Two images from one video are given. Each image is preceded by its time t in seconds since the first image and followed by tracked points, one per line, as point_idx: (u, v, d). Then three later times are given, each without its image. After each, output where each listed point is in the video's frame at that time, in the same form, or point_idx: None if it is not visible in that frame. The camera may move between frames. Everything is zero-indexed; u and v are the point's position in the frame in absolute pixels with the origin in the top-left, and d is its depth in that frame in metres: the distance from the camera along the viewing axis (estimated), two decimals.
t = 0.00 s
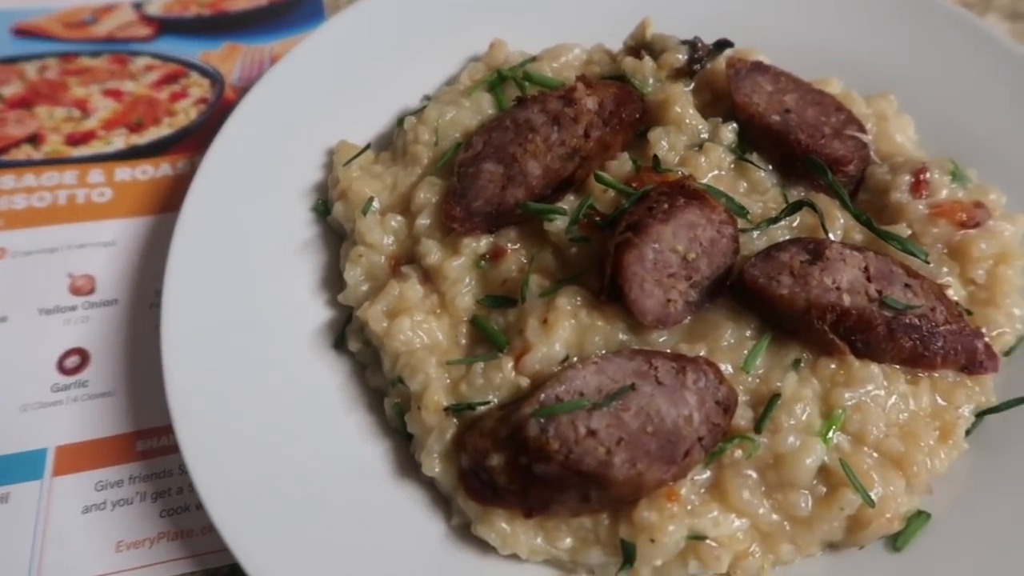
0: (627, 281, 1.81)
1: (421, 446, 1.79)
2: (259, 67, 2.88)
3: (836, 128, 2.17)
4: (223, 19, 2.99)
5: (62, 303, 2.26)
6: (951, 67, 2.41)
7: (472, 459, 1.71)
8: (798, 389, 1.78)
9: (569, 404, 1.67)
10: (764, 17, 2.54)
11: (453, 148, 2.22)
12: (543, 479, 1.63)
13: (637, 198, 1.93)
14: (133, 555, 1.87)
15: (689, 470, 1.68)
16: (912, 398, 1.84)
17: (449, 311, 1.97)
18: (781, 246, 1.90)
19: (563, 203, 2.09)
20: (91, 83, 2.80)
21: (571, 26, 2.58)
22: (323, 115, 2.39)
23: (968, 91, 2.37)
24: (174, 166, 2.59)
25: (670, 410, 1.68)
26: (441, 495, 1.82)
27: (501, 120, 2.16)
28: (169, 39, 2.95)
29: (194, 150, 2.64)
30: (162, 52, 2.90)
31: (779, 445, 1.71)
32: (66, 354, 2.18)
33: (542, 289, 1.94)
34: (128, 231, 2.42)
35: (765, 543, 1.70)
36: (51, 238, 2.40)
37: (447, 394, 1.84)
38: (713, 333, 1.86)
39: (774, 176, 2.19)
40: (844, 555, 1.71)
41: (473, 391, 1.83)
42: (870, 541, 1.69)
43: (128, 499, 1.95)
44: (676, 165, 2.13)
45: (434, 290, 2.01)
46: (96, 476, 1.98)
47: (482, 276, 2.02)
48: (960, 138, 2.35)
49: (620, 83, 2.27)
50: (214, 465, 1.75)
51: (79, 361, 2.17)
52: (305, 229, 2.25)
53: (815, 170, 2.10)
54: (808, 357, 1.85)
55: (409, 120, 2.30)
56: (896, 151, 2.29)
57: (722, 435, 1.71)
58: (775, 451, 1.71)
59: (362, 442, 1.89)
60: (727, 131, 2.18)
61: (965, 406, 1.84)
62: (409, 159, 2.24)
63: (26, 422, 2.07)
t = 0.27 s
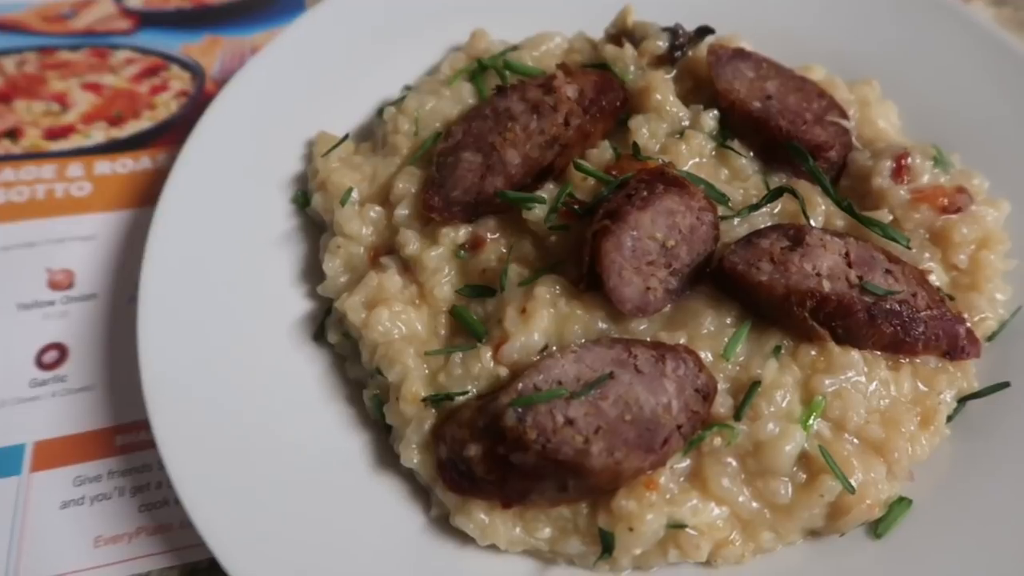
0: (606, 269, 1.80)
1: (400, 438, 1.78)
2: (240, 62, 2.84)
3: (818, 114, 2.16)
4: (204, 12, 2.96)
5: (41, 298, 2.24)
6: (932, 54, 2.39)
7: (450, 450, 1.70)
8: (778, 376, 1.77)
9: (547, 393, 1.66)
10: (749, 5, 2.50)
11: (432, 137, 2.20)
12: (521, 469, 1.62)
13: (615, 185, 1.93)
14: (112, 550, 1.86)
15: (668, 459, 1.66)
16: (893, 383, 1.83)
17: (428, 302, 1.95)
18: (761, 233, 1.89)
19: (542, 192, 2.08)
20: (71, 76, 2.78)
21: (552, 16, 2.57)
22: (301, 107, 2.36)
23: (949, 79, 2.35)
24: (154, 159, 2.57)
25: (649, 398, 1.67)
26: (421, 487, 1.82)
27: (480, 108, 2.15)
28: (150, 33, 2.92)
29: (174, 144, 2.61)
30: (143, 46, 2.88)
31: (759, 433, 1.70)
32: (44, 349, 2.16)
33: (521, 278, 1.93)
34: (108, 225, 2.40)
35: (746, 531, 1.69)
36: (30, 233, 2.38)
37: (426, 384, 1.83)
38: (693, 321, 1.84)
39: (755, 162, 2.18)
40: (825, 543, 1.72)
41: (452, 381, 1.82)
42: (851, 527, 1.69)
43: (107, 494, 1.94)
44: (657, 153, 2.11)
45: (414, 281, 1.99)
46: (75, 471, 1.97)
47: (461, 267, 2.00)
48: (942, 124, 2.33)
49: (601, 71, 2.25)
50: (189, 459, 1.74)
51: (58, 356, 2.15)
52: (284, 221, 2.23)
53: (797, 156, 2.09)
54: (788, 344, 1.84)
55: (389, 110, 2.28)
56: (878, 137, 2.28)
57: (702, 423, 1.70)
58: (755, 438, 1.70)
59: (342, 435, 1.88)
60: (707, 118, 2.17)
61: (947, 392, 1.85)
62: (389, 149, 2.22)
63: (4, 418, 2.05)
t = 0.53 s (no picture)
0: (580, 266, 1.78)
1: (374, 438, 1.77)
2: (216, 58, 2.81)
3: (794, 108, 2.15)
4: (180, 9, 2.93)
5: (15, 299, 2.23)
6: (910, 45, 2.37)
7: (423, 449, 1.69)
8: (753, 371, 1.77)
9: (519, 392, 1.65)
10: None
11: (408, 134, 2.18)
12: (493, 468, 1.61)
13: (590, 180, 1.91)
14: (87, 553, 1.85)
15: (641, 456, 1.66)
16: (869, 378, 1.83)
17: (403, 301, 1.94)
18: (736, 228, 1.88)
19: (518, 188, 2.06)
20: (47, 75, 2.75)
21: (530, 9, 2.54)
22: (278, 103, 2.33)
23: (927, 70, 2.34)
24: (129, 158, 2.55)
25: (622, 396, 1.67)
26: (396, 486, 1.82)
27: (455, 104, 2.13)
28: (126, 31, 2.89)
29: (151, 143, 2.59)
30: (119, 44, 2.85)
31: (733, 429, 1.70)
32: (18, 351, 2.15)
33: (495, 276, 1.92)
34: (83, 225, 2.38)
35: (720, 528, 1.70)
36: (4, 233, 2.36)
37: (399, 383, 1.82)
38: (668, 317, 1.83)
39: (732, 156, 2.17)
40: (801, 539, 1.73)
41: (426, 380, 1.81)
42: (826, 524, 1.70)
43: (81, 497, 1.93)
44: (633, 148, 2.10)
45: (388, 279, 1.98)
46: (49, 475, 1.96)
47: (436, 264, 1.99)
48: (921, 117, 2.31)
49: (578, 65, 2.23)
50: (162, 465, 1.73)
51: (32, 358, 2.13)
52: (259, 219, 2.20)
53: (773, 150, 2.08)
54: (764, 339, 1.83)
55: (364, 107, 2.26)
56: (855, 130, 2.26)
57: (675, 420, 1.70)
58: (729, 435, 1.70)
59: (317, 435, 1.88)
60: (684, 112, 2.16)
61: (922, 386, 1.87)
62: (364, 146, 2.21)
63: None
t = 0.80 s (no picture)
0: (556, 264, 1.77)
1: (350, 440, 1.76)
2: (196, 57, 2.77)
3: (776, 104, 2.13)
4: (160, 8, 2.89)
5: None
6: (891, 40, 2.36)
7: (399, 451, 1.67)
8: (732, 370, 1.75)
9: (496, 393, 1.63)
10: None
11: (385, 132, 2.16)
12: (469, 470, 1.59)
13: (567, 178, 1.90)
14: (61, 559, 1.84)
15: (618, 457, 1.64)
16: (849, 377, 1.81)
17: (379, 301, 1.92)
18: (715, 225, 1.87)
19: (495, 187, 2.04)
20: (25, 75, 2.72)
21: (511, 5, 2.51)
22: (258, 102, 2.30)
23: (908, 66, 2.32)
24: (108, 159, 2.52)
25: (599, 396, 1.65)
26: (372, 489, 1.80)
27: (433, 102, 2.12)
28: (105, 30, 2.84)
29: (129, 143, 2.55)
30: (99, 44, 2.80)
31: (711, 429, 1.68)
32: None
33: (472, 275, 1.90)
34: (61, 227, 2.35)
35: (699, 528, 1.69)
36: None
37: (375, 385, 1.80)
38: (647, 316, 1.82)
39: (713, 153, 2.15)
40: (781, 538, 1.72)
41: (402, 381, 1.79)
42: (805, 524, 1.70)
43: (56, 501, 1.92)
44: (613, 145, 2.08)
45: (365, 279, 1.96)
46: (23, 479, 1.94)
47: (414, 264, 1.97)
48: (902, 113, 2.30)
49: (557, 61, 2.22)
50: (135, 471, 1.70)
51: (7, 361, 2.10)
52: (236, 220, 2.18)
53: (753, 146, 2.06)
54: (743, 338, 1.82)
55: (342, 106, 2.24)
56: (837, 125, 2.24)
57: (653, 420, 1.68)
58: (707, 435, 1.68)
59: (293, 437, 1.86)
60: (664, 108, 2.14)
61: (903, 384, 1.86)
62: (342, 145, 2.18)
63: None
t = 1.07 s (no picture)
0: (536, 261, 1.75)
1: (328, 441, 1.73)
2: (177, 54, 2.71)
3: (761, 96, 2.10)
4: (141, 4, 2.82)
5: None
6: (880, 31, 2.32)
7: (377, 453, 1.64)
8: (715, 367, 1.73)
9: (474, 392, 1.60)
10: None
11: (365, 128, 2.12)
12: (447, 472, 1.57)
13: (549, 174, 1.86)
14: (36, 564, 1.82)
15: (599, 457, 1.62)
16: (835, 372, 1.80)
17: (358, 300, 1.89)
18: (699, 220, 1.84)
19: (477, 183, 2.01)
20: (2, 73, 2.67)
21: None
22: (238, 97, 2.26)
23: (896, 57, 2.29)
24: (86, 158, 2.47)
25: (580, 395, 1.62)
26: (352, 491, 1.77)
27: (413, 97, 2.08)
28: (85, 27, 2.78)
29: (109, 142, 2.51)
30: (78, 39, 2.75)
31: (694, 428, 1.67)
32: None
33: (453, 273, 1.88)
34: (38, 227, 2.31)
35: (682, 529, 1.67)
36: None
37: (353, 385, 1.78)
38: (629, 313, 1.79)
39: (697, 147, 2.12)
40: (766, 539, 1.70)
41: (380, 382, 1.77)
42: (791, 524, 1.68)
43: (31, 506, 1.89)
44: (596, 140, 2.05)
45: (344, 278, 1.93)
46: None
47: (394, 262, 1.94)
48: (890, 105, 2.26)
49: (540, 55, 2.19)
50: (108, 481, 1.70)
51: None
52: (214, 218, 2.13)
53: (739, 140, 2.03)
54: (727, 334, 1.80)
55: (322, 101, 2.20)
56: (824, 118, 2.21)
57: (634, 419, 1.66)
58: (689, 434, 1.67)
59: (272, 439, 1.83)
60: (648, 102, 2.11)
61: (891, 379, 1.84)
62: (322, 142, 2.15)
63: None
